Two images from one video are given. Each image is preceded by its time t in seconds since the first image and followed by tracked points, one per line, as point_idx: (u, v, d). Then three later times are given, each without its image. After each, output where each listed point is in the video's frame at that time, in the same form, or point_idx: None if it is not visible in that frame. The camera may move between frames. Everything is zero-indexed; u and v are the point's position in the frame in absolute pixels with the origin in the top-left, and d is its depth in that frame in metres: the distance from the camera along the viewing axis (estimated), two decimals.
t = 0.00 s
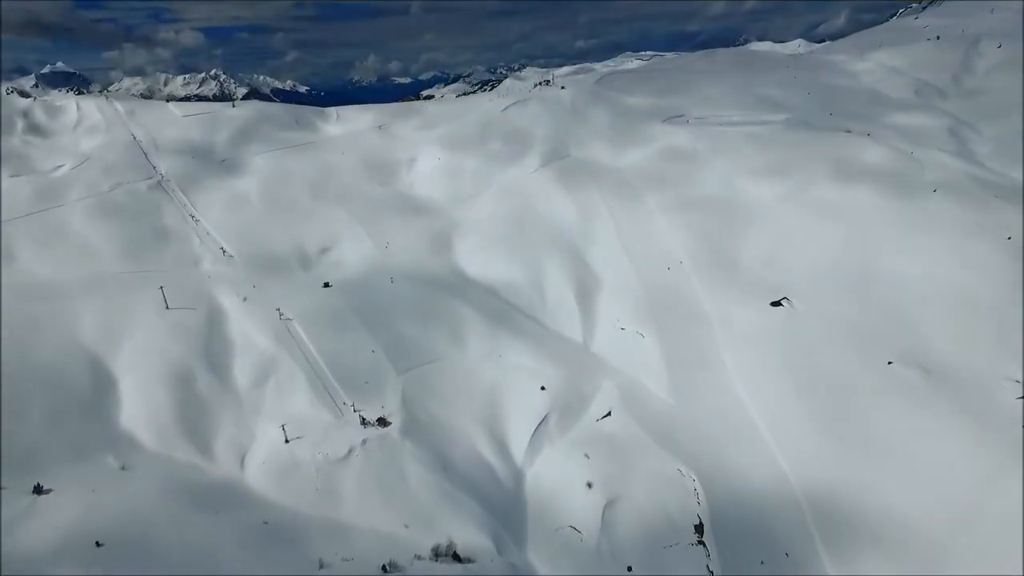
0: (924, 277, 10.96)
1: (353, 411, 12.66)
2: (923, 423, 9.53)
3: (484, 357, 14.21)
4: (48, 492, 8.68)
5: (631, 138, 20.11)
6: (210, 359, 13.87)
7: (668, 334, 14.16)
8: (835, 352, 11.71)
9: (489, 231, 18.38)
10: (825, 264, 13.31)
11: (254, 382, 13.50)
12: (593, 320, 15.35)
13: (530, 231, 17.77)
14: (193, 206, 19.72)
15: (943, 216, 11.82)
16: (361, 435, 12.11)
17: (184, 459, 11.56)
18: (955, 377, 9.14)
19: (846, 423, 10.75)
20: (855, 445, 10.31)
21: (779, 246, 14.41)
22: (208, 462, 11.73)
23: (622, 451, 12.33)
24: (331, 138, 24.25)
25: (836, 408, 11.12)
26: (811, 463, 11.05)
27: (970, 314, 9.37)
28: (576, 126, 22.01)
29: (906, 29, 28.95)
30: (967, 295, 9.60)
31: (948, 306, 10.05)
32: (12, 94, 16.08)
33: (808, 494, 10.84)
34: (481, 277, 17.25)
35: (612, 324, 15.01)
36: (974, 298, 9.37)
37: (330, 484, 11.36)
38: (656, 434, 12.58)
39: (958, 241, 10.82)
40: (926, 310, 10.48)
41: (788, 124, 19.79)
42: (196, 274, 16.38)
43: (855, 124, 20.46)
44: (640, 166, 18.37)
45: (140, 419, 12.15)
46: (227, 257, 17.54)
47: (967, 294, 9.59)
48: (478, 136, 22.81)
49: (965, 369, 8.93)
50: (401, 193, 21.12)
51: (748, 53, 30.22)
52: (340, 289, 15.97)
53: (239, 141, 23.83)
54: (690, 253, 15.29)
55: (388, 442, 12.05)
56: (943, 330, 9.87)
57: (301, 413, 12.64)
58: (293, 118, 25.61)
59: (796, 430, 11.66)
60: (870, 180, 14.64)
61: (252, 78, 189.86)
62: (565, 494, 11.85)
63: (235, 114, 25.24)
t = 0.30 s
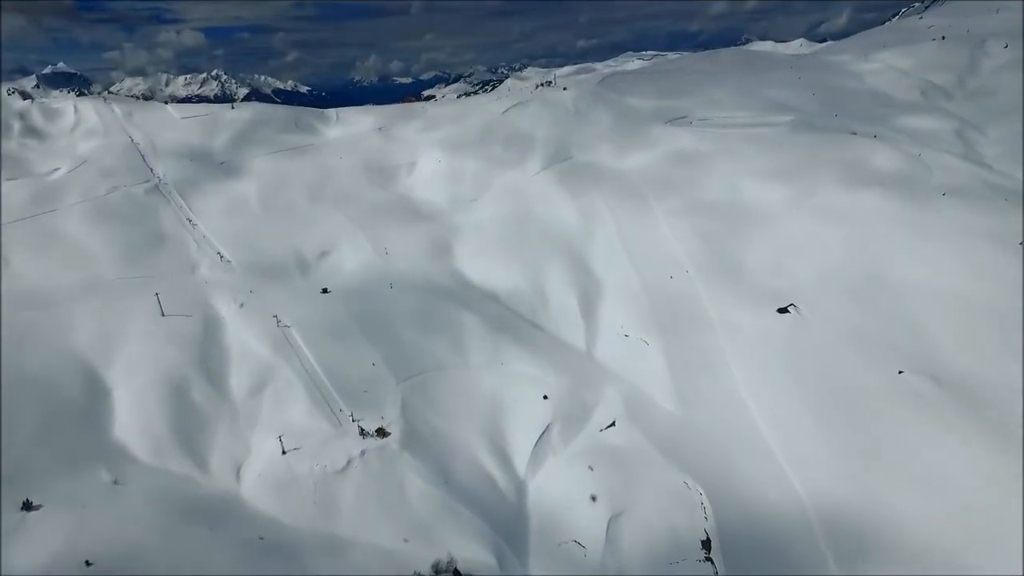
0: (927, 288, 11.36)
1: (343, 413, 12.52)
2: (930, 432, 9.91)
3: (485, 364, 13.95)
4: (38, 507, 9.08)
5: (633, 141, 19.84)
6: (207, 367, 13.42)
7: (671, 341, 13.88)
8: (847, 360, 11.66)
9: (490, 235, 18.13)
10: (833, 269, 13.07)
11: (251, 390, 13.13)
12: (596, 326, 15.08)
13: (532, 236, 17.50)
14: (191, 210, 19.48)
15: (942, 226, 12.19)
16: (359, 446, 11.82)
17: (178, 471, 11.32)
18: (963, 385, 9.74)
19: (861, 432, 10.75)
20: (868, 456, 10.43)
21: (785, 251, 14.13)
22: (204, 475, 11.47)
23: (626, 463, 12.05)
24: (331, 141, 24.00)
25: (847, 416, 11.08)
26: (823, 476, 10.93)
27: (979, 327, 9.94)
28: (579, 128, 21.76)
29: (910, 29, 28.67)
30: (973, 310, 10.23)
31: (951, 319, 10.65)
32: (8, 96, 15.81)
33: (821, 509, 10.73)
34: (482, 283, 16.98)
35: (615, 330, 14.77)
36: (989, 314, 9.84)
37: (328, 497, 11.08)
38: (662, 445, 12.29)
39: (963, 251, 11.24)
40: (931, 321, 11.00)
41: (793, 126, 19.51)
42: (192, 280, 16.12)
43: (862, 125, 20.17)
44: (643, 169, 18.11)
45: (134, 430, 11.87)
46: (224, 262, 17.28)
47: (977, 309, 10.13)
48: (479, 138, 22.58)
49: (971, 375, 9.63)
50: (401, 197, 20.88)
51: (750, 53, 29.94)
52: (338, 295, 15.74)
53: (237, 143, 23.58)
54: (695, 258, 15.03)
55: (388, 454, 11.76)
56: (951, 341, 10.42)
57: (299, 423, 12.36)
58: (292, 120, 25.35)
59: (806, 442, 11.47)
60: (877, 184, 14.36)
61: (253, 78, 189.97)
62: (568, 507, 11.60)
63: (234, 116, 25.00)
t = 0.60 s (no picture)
0: (941, 296, 11.20)
1: (339, 420, 12.28)
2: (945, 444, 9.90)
3: (486, 372, 13.70)
4: (26, 522, 8.96)
5: (636, 143, 19.59)
6: (203, 375, 13.14)
7: (675, 347, 13.61)
8: (857, 369, 11.53)
9: (491, 238, 17.89)
10: (840, 274, 12.81)
11: (247, 399, 12.87)
12: (599, 332, 14.83)
13: (534, 240, 17.26)
14: (188, 214, 19.26)
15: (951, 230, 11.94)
16: (357, 458, 11.57)
17: (173, 484, 11.09)
18: (982, 399, 9.67)
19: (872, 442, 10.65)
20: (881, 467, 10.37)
21: (791, 255, 13.83)
22: (199, 487, 11.23)
23: (631, 475, 11.81)
24: (330, 143, 23.77)
25: (859, 426, 10.96)
26: (831, 482, 10.83)
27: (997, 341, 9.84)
28: (581, 130, 21.51)
29: (914, 29, 28.37)
30: (990, 320, 10.13)
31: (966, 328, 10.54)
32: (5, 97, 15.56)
33: (828, 517, 10.59)
34: (483, 287, 16.73)
35: (619, 336, 14.51)
36: (1007, 325, 9.68)
37: (326, 510, 10.85)
38: (667, 456, 12.03)
39: (971, 257, 11.03)
40: (943, 330, 10.91)
41: (798, 128, 19.23)
42: (189, 285, 15.89)
43: (867, 127, 19.89)
44: (647, 171, 17.84)
45: (128, 441, 11.61)
46: (221, 266, 17.04)
47: (994, 320, 10.01)
48: (480, 140, 22.35)
49: (991, 391, 9.55)
50: (401, 200, 20.64)
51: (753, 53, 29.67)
52: (337, 301, 15.50)
53: (236, 145, 23.35)
54: (699, 262, 14.75)
55: (387, 465, 11.50)
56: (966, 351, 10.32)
57: (295, 433, 12.10)
58: (291, 122, 25.11)
59: (812, 446, 11.32)
60: (885, 187, 14.08)
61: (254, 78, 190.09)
62: (572, 520, 11.36)
63: (233, 118, 24.77)
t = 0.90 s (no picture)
0: (953, 302, 10.86)
1: (334, 429, 12.07)
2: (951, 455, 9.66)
3: (485, 382, 13.42)
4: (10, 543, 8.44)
5: (638, 145, 19.30)
6: (195, 386, 12.92)
7: (678, 356, 13.28)
8: (865, 374, 11.27)
9: (491, 242, 17.63)
10: (847, 282, 12.44)
11: (241, 410, 12.62)
12: (600, 340, 14.54)
13: (534, 245, 16.97)
14: (183, 218, 18.99)
15: (965, 236, 11.58)
16: (354, 471, 11.30)
17: (164, 499, 10.81)
18: (990, 405, 9.52)
19: (877, 447, 10.47)
20: (886, 476, 10.20)
21: (797, 259, 13.49)
22: (190, 502, 10.95)
23: (633, 488, 11.56)
24: (328, 145, 23.50)
25: (865, 432, 10.75)
26: (833, 483, 10.71)
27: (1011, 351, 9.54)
28: (582, 132, 21.25)
29: (917, 29, 28.08)
30: (998, 324, 10.03)
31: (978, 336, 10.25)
32: None
33: (830, 518, 10.50)
34: (483, 293, 16.44)
35: (620, 344, 14.22)
36: (1014, 329, 9.65)
37: (321, 525, 10.57)
38: (670, 468, 11.79)
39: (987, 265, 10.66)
40: (952, 336, 10.65)
41: (802, 129, 18.95)
42: (183, 291, 15.60)
43: (872, 128, 19.61)
44: (649, 174, 17.55)
45: (117, 454, 11.32)
46: (216, 272, 16.77)
47: (1002, 324, 9.94)
48: (479, 142, 22.09)
49: (999, 397, 9.43)
50: (399, 203, 20.36)
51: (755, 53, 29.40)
52: (334, 308, 15.23)
53: (233, 148, 23.07)
54: (702, 267, 14.41)
55: (384, 478, 11.22)
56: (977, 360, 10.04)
57: (290, 446, 11.83)
58: (288, 124, 24.83)
59: (813, 449, 11.16)
60: (893, 190, 13.76)
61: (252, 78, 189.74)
62: (574, 534, 11.08)
63: (230, 120, 24.50)
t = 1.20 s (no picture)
0: (940, 307, 11.05)
1: (309, 442, 11.77)
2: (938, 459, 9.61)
3: (467, 393, 13.13)
4: None
5: (620, 150, 19.22)
6: (166, 403, 12.47)
7: (664, 365, 13.23)
8: (852, 383, 11.27)
9: (473, 248, 17.38)
10: (831, 289, 12.65)
11: (215, 428, 12.22)
12: (584, 348, 14.34)
13: (518, 252, 16.82)
14: (154, 227, 18.44)
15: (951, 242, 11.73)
16: (331, 490, 10.90)
17: (132, 523, 10.35)
18: (978, 408, 9.36)
19: (863, 451, 10.50)
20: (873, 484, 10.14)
21: (784, 266, 13.69)
22: (160, 527, 10.50)
23: (621, 502, 11.30)
24: (305, 150, 23.05)
25: (853, 441, 10.74)
26: (821, 491, 10.69)
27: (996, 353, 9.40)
28: (563, 136, 21.12)
29: (892, 29, 28.33)
30: (986, 323, 9.92)
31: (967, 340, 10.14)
32: None
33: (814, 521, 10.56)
34: (465, 302, 16.14)
35: (605, 352, 14.05)
36: (1001, 326, 9.53)
37: (298, 547, 10.18)
38: (657, 479, 11.58)
39: (973, 268, 10.86)
40: (944, 343, 10.59)
41: (782, 132, 18.96)
42: (153, 303, 15.08)
43: (851, 130, 19.63)
44: (633, 180, 17.47)
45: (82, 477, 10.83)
46: (187, 282, 16.28)
47: (990, 322, 9.82)
48: (459, 146, 21.84)
49: (986, 400, 9.27)
50: (378, 209, 20.00)
51: (734, 54, 29.47)
52: (310, 318, 14.84)
53: (206, 153, 22.52)
54: (689, 275, 14.40)
55: (363, 496, 10.87)
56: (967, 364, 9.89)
57: (266, 464, 11.44)
58: (263, 128, 24.31)
59: (800, 458, 11.15)
60: (875, 197, 14.02)
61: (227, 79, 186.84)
62: (561, 549, 10.80)
63: (203, 125, 23.92)
